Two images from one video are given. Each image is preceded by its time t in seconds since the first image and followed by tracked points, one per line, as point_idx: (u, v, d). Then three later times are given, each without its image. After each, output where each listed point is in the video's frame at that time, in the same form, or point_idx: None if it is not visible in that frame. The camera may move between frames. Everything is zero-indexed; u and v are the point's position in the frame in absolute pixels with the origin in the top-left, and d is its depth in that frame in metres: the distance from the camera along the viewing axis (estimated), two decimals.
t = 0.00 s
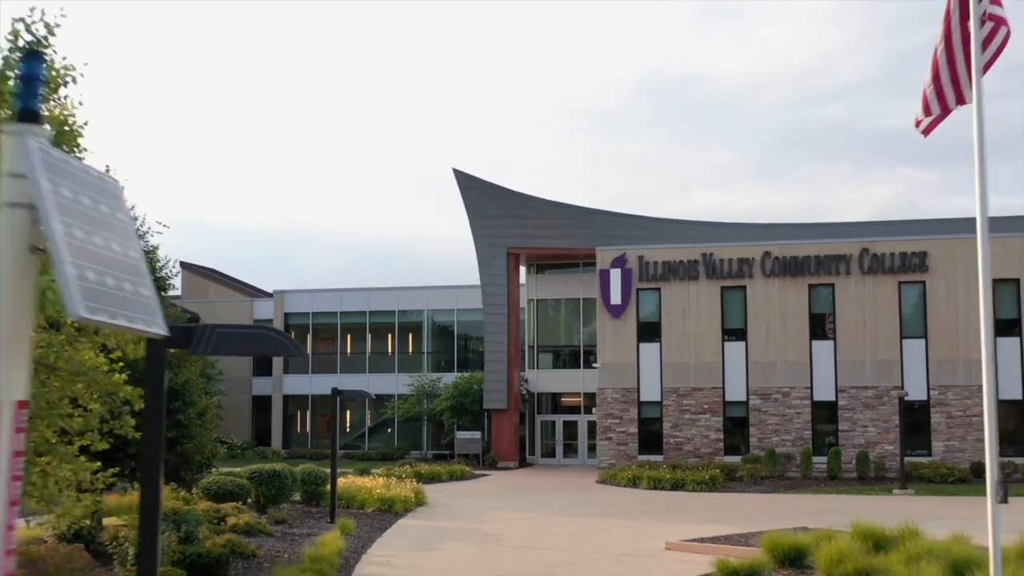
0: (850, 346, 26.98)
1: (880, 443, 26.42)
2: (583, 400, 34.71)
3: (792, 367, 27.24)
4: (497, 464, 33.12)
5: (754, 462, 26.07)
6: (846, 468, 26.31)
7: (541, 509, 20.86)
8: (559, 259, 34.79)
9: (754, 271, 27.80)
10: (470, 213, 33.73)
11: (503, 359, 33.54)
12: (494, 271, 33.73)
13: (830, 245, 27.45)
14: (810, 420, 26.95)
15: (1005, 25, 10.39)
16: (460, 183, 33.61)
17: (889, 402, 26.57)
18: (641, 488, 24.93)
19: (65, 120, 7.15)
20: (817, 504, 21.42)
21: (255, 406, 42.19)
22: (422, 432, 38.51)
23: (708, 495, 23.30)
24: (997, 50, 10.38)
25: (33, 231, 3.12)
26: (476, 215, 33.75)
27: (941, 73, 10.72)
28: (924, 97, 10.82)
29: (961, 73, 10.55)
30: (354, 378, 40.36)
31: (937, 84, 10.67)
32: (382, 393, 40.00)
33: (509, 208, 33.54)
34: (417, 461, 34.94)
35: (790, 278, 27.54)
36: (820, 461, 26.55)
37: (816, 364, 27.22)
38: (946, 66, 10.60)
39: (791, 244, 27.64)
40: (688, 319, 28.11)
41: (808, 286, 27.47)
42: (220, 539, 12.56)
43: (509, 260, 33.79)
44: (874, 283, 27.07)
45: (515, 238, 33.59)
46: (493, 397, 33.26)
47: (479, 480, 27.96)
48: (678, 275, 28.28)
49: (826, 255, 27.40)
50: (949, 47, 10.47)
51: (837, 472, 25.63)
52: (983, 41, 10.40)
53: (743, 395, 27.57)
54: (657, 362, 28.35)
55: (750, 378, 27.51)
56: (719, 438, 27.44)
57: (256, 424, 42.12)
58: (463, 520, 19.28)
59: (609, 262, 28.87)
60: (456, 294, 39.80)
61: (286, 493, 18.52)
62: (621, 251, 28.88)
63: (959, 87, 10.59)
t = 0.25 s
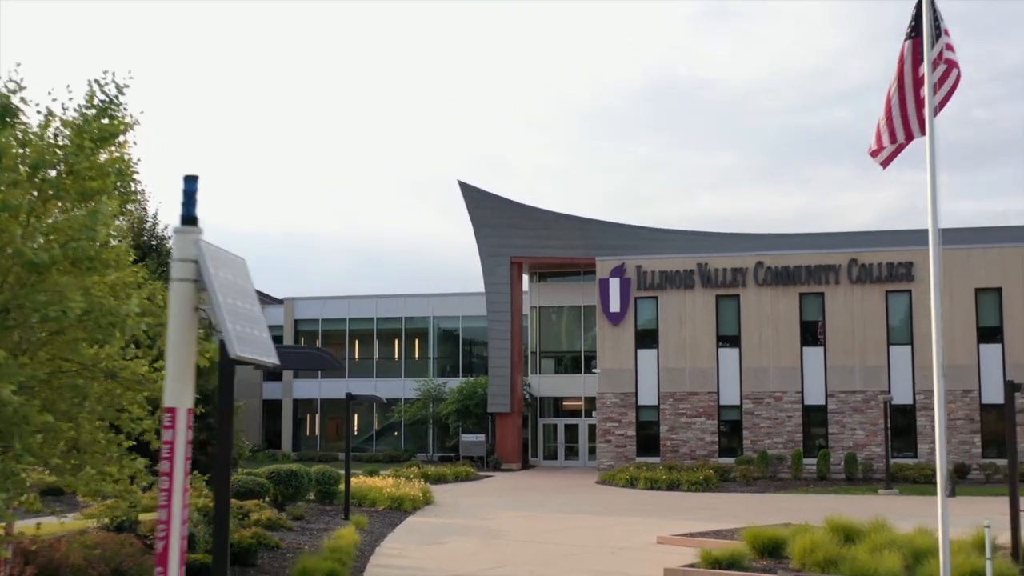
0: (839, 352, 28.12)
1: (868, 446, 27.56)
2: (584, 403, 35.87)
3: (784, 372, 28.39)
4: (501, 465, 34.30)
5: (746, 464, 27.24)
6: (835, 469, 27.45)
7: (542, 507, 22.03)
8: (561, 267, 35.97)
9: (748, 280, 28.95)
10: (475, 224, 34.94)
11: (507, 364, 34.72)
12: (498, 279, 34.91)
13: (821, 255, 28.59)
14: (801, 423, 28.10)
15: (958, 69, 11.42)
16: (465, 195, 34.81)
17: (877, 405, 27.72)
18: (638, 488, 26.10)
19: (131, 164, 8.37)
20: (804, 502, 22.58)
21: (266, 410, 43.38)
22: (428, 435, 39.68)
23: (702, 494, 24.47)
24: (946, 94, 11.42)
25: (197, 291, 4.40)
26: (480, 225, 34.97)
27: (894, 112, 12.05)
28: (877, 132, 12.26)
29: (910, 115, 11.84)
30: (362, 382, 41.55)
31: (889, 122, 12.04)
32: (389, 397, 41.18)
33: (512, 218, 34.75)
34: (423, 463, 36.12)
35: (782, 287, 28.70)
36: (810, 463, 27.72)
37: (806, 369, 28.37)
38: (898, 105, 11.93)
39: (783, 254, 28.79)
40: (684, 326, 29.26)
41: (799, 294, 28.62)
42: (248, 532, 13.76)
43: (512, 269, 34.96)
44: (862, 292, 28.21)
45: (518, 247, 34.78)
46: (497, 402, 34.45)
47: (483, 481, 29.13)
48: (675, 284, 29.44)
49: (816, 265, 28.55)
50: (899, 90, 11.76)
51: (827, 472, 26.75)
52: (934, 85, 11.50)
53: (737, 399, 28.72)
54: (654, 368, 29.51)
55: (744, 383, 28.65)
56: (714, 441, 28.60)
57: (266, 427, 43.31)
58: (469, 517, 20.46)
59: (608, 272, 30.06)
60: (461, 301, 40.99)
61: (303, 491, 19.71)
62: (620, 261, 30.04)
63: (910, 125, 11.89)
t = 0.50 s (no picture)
0: (830, 358, 29.27)
1: (857, 448, 28.70)
2: (585, 407, 37.03)
3: (776, 377, 29.54)
4: (505, 467, 35.46)
5: (740, 465, 28.39)
6: (825, 470, 28.59)
7: (544, 507, 23.20)
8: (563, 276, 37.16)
9: (742, 289, 30.12)
10: (480, 234, 36.14)
11: (510, 369, 35.87)
12: (502, 288, 36.10)
13: (812, 265, 29.76)
14: (793, 427, 29.24)
15: (918, 107, 12.49)
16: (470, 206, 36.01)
17: (866, 410, 28.86)
18: (636, 489, 27.26)
19: (177, 197, 9.75)
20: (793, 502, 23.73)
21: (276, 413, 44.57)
22: (434, 438, 40.84)
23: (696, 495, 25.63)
24: (905, 130, 12.52)
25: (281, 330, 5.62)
26: (485, 235, 36.18)
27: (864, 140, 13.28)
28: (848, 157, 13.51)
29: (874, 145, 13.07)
30: (369, 387, 42.72)
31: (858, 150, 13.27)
32: (396, 401, 42.36)
33: (516, 228, 35.98)
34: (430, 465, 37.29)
35: (774, 295, 29.86)
36: (801, 464, 28.86)
37: (798, 374, 29.52)
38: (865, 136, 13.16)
39: (775, 264, 29.95)
40: (681, 333, 30.43)
41: (791, 302, 29.77)
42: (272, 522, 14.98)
43: (516, 277, 36.16)
44: (851, 300, 29.38)
45: (521, 257, 35.98)
46: (501, 406, 35.61)
47: (488, 482, 30.31)
48: (672, 292, 30.62)
49: (808, 274, 29.72)
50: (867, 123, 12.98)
51: (817, 474, 27.89)
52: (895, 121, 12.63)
53: (731, 403, 29.88)
54: (652, 373, 30.68)
55: (738, 388, 29.80)
56: (709, 444, 29.75)
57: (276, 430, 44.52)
58: (475, 516, 21.64)
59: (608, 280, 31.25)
60: (466, 308, 42.19)
61: (317, 490, 20.90)
62: (620, 270, 31.23)
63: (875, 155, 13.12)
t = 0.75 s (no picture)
0: (821, 364, 30.40)
1: (847, 450, 29.83)
2: (586, 411, 38.15)
3: (770, 382, 30.68)
4: (509, 470, 36.60)
5: (735, 467, 29.51)
6: (817, 472, 29.71)
7: (546, 507, 24.34)
8: (565, 283, 38.31)
9: (736, 297, 31.26)
10: (484, 243, 37.32)
11: (514, 374, 37.00)
12: (506, 295, 37.27)
13: (804, 274, 30.90)
14: (786, 430, 30.37)
15: (887, 140, 13.62)
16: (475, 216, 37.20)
17: (856, 414, 29.99)
18: (634, 490, 28.38)
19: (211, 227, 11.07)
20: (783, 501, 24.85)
21: (286, 417, 45.74)
22: (440, 441, 41.97)
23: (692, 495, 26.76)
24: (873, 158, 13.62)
25: (326, 353, 6.82)
26: (490, 244, 37.38)
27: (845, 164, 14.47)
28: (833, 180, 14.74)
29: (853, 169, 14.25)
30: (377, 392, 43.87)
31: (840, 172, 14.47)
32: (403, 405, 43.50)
33: (519, 238, 37.19)
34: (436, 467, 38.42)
35: (768, 304, 30.98)
36: (793, 466, 29.98)
37: (791, 380, 30.64)
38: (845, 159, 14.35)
39: (769, 273, 31.08)
40: (678, 340, 31.59)
41: (784, 310, 30.92)
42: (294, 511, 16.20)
43: (519, 285, 37.32)
44: (841, 308, 30.53)
45: (525, 265, 37.15)
46: (505, 410, 36.75)
47: (492, 483, 31.45)
48: (669, 301, 31.79)
49: (800, 283, 30.86)
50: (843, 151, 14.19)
51: (809, 475, 28.99)
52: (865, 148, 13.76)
53: (727, 407, 31.02)
54: (650, 378, 31.84)
55: (733, 392, 30.93)
56: (705, 446, 30.88)
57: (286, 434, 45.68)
58: (480, 515, 22.80)
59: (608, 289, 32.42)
60: (471, 315, 43.37)
61: (331, 490, 22.08)
62: (619, 278, 32.39)
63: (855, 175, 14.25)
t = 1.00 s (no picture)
0: (813, 370, 31.52)
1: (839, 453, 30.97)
2: (588, 415, 39.29)
3: (764, 387, 31.80)
4: (512, 472, 37.74)
5: (731, 469, 30.63)
6: (809, 474, 30.82)
7: (548, 507, 25.49)
8: (567, 291, 39.48)
9: (732, 305, 32.40)
10: (489, 252, 38.51)
11: (517, 379, 38.15)
12: (510, 303, 38.45)
13: (797, 283, 32.03)
14: (780, 434, 31.48)
15: (860, 167, 14.74)
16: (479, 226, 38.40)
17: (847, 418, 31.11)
18: (633, 491, 29.51)
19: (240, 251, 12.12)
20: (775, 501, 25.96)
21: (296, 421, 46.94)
22: (446, 444, 43.12)
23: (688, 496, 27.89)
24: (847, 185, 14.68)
25: (357, 366, 8.28)
26: (494, 253, 38.55)
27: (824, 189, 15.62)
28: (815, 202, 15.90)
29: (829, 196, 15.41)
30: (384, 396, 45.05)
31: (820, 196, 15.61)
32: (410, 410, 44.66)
33: (523, 247, 38.37)
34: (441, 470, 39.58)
35: (763, 311, 32.12)
36: (787, 468, 31.09)
37: (785, 385, 31.76)
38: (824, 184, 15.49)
39: (764, 282, 32.21)
40: (676, 346, 32.75)
41: (778, 318, 32.04)
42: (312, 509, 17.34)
43: (522, 293, 38.49)
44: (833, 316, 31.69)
45: (528, 274, 38.33)
46: (509, 414, 37.91)
47: (496, 485, 32.60)
48: (667, 308, 32.94)
49: (794, 292, 31.99)
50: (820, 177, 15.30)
51: (801, 476, 30.08)
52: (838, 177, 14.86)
53: (723, 411, 32.15)
54: (649, 383, 33.00)
55: (729, 397, 32.06)
56: (702, 449, 32.03)
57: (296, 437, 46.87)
58: (485, 514, 23.96)
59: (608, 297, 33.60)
60: (476, 321, 44.54)
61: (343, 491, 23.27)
62: (619, 287, 33.56)
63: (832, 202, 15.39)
